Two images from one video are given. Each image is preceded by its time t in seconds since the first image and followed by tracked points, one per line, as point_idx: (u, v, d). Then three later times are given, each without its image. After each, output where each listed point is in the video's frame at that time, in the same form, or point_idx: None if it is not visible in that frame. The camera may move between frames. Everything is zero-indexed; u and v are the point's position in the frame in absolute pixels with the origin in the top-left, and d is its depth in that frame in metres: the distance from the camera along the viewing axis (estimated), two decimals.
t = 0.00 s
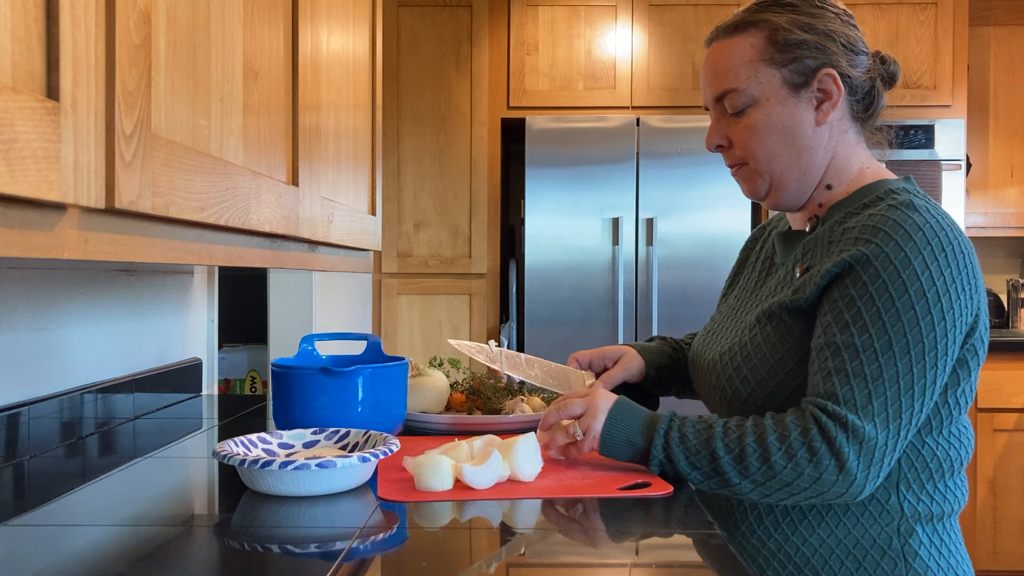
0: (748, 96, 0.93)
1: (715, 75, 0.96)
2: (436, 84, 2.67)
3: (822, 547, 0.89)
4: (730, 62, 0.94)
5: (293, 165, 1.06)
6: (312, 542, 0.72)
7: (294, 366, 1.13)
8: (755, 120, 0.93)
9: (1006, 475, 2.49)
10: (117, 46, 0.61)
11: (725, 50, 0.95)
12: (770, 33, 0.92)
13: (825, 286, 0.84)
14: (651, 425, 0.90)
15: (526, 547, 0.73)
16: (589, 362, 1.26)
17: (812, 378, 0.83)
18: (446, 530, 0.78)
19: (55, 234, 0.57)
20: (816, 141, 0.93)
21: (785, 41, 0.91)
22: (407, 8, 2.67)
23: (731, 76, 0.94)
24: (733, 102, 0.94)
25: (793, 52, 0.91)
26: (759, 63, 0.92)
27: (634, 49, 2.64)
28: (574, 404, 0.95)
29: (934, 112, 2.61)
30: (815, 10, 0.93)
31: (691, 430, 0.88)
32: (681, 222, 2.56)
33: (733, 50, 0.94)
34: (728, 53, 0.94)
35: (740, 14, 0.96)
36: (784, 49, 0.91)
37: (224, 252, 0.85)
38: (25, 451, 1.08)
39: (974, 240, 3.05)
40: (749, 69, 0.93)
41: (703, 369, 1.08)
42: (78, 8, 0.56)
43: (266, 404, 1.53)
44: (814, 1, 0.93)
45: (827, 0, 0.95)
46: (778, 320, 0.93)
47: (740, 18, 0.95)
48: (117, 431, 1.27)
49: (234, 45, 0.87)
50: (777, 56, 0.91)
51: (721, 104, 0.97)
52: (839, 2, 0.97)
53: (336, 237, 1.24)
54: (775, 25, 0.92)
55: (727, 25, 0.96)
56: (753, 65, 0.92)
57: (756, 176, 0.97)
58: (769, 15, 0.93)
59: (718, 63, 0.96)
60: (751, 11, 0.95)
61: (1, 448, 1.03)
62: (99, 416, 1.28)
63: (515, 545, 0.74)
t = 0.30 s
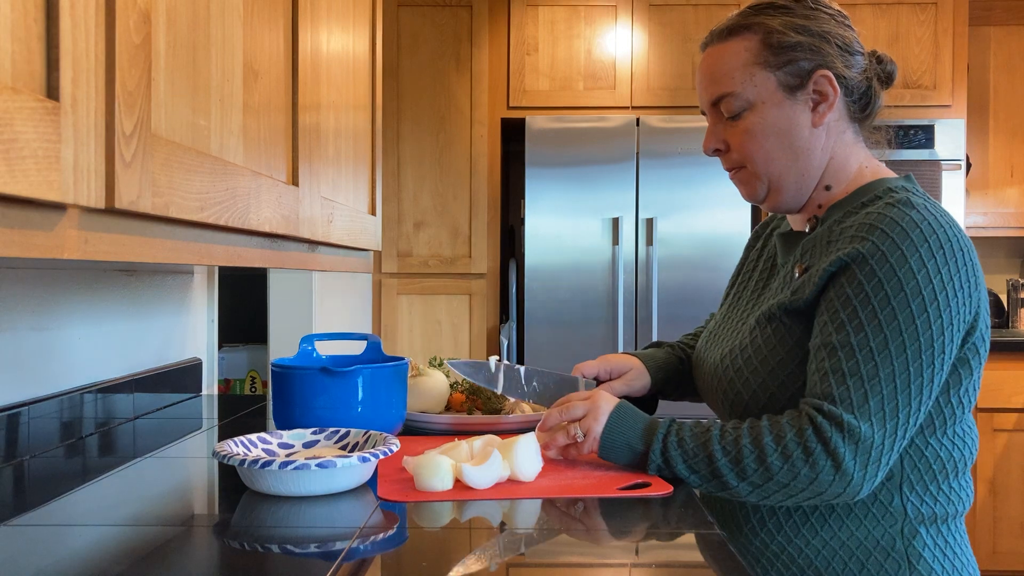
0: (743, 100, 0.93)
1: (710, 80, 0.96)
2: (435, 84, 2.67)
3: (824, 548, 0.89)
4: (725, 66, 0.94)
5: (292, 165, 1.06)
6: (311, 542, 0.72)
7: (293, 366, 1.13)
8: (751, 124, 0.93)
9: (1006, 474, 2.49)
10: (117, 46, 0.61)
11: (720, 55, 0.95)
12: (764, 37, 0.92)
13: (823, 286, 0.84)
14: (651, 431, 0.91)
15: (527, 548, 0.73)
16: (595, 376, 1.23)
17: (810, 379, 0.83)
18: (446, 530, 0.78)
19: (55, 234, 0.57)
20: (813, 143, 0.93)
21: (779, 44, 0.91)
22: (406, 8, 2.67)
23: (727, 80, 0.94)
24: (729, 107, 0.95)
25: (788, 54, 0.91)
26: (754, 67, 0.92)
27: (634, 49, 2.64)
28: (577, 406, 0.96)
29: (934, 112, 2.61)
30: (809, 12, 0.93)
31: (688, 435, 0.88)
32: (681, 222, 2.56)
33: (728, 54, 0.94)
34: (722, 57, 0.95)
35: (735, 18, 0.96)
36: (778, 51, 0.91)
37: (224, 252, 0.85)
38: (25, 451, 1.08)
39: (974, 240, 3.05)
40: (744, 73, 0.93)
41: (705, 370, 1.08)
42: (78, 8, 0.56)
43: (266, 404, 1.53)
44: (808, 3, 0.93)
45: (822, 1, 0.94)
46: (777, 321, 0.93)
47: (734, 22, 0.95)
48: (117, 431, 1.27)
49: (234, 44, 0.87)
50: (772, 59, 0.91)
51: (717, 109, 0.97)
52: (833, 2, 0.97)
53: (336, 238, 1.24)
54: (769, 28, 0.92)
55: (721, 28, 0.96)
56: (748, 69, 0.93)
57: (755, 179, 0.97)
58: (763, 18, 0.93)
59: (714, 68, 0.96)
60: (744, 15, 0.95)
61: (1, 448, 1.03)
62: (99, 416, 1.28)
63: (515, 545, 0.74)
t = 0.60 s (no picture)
0: (742, 100, 0.93)
1: (710, 80, 0.96)
2: (435, 84, 2.67)
3: (824, 550, 0.89)
4: (724, 67, 0.94)
5: (293, 165, 1.06)
6: (312, 542, 0.72)
7: (293, 366, 1.13)
8: (750, 125, 0.94)
9: (1006, 474, 2.49)
10: (117, 45, 0.61)
11: (719, 55, 0.95)
12: (763, 37, 0.92)
13: (823, 286, 0.84)
14: (652, 432, 0.91)
15: (527, 547, 0.73)
16: (601, 381, 1.23)
17: (810, 379, 0.83)
18: (446, 530, 0.78)
19: (55, 234, 0.57)
20: (812, 143, 0.93)
21: (778, 44, 0.91)
22: (406, 8, 2.67)
23: (726, 81, 0.94)
24: (728, 107, 0.95)
25: (787, 54, 0.91)
26: (753, 67, 0.92)
27: (634, 49, 2.64)
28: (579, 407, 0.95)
29: (934, 111, 2.61)
30: (809, 12, 0.93)
31: (689, 436, 0.88)
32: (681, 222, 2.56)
33: (727, 55, 0.94)
34: (721, 57, 0.95)
35: (734, 18, 0.96)
36: (777, 52, 0.91)
37: (224, 252, 0.85)
38: (25, 451, 1.08)
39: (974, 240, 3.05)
40: (743, 74, 0.93)
41: (705, 369, 1.09)
42: (78, 7, 0.56)
43: (266, 404, 1.53)
44: (809, 2, 0.93)
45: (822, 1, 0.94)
46: (777, 322, 0.93)
47: (733, 22, 0.95)
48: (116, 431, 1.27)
49: (234, 45, 0.87)
50: (771, 59, 0.91)
51: (717, 109, 0.97)
52: (833, 2, 0.96)
53: (336, 238, 1.24)
54: (768, 29, 0.92)
55: (720, 29, 0.96)
56: (747, 69, 0.93)
57: (754, 180, 0.97)
58: (763, 18, 0.93)
59: (713, 68, 0.96)
60: (743, 15, 0.95)
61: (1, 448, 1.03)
62: (99, 416, 1.28)
63: (515, 545, 0.74)
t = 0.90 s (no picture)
0: (742, 101, 0.93)
1: (710, 80, 0.96)
2: (435, 84, 2.67)
3: (823, 550, 0.89)
4: (724, 67, 0.94)
5: (292, 165, 1.06)
6: (312, 542, 0.72)
7: (293, 366, 1.13)
8: (750, 125, 0.94)
9: (1006, 475, 2.49)
10: (117, 45, 0.61)
11: (719, 55, 0.95)
12: (763, 36, 0.92)
13: (822, 280, 0.84)
14: (650, 432, 0.91)
15: (527, 547, 0.73)
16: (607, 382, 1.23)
17: (808, 374, 0.83)
18: (446, 530, 0.78)
19: (55, 234, 0.57)
20: (812, 143, 0.93)
21: (778, 44, 0.91)
22: (406, 8, 2.67)
23: (726, 81, 0.94)
24: (728, 108, 0.95)
25: (787, 54, 0.91)
26: (753, 67, 0.92)
27: (634, 49, 2.64)
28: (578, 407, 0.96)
29: (934, 111, 2.61)
30: (809, 11, 0.93)
31: (687, 434, 0.88)
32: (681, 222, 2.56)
33: (727, 55, 0.94)
34: (721, 57, 0.95)
35: (733, 17, 0.96)
36: (777, 51, 0.91)
37: (224, 253, 0.85)
38: (25, 451, 1.08)
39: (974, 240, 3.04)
40: (743, 74, 0.93)
41: (706, 368, 1.09)
42: (79, 8, 0.56)
43: (266, 404, 1.53)
44: (809, 1, 0.93)
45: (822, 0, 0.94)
46: (777, 318, 0.93)
47: (733, 22, 0.95)
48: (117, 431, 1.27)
49: (234, 45, 0.87)
50: (771, 59, 0.91)
51: (717, 109, 0.97)
52: (833, 1, 0.96)
53: (336, 238, 1.24)
54: (768, 28, 0.92)
55: (720, 29, 0.96)
56: (747, 69, 0.93)
57: (755, 180, 0.97)
58: (762, 18, 0.93)
59: (713, 68, 0.96)
60: (743, 15, 0.95)
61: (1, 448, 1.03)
62: (99, 416, 1.28)
63: (515, 545, 0.74)
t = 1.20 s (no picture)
0: (746, 101, 0.93)
1: (714, 80, 0.96)
2: (435, 84, 2.67)
3: (823, 550, 0.89)
4: (728, 67, 0.94)
5: (292, 165, 1.06)
6: (312, 542, 0.72)
7: (293, 367, 1.13)
8: (755, 125, 0.93)
9: (1006, 475, 2.49)
10: (117, 45, 0.61)
11: (722, 55, 0.95)
12: (767, 36, 0.92)
13: (824, 275, 0.84)
14: (648, 433, 0.91)
15: (526, 548, 0.73)
16: (616, 386, 1.22)
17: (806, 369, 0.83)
18: (446, 530, 0.78)
19: (55, 234, 0.57)
20: (817, 144, 0.93)
21: (783, 44, 0.91)
22: (406, 8, 2.67)
23: (730, 81, 0.94)
24: (732, 108, 0.95)
25: (791, 54, 0.91)
26: (757, 67, 0.92)
27: (634, 49, 2.64)
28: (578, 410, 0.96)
29: (935, 111, 2.61)
30: (813, 11, 0.93)
31: (685, 433, 0.88)
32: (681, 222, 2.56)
33: (731, 55, 0.94)
34: (725, 58, 0.95)
35: (737, 18, 0.96)
36: (782, 51, 0.91)
37: (224, 253, 0.85)
38: (25, 451, 1.08)
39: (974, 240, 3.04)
40: (747, 74, 0.93)
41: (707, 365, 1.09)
42: (78, 8, 0.56)
43: (266, 404, 1.53)
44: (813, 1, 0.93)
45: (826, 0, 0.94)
46: (778, 313, 0.93)
47: (737, 22, 0.95)
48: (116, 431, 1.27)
49: (234, 45, 0.87)
50: (775, 59, 0.91)
51: (720, 110, 0.97)
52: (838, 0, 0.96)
53: (336, 237, 1.24)
54: (772, 28, 0.92)
55: (724, 29, 0.96)
56: (752, 69, 0.93)
57: (759, 181, 0.97)
58: (766, 18, 0.93)
59: (717, 68, 0.96)
60: (747, 15, 0.95)
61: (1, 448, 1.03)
62: (99, 416, 1.28)
63: (515, 545, 0.74)
